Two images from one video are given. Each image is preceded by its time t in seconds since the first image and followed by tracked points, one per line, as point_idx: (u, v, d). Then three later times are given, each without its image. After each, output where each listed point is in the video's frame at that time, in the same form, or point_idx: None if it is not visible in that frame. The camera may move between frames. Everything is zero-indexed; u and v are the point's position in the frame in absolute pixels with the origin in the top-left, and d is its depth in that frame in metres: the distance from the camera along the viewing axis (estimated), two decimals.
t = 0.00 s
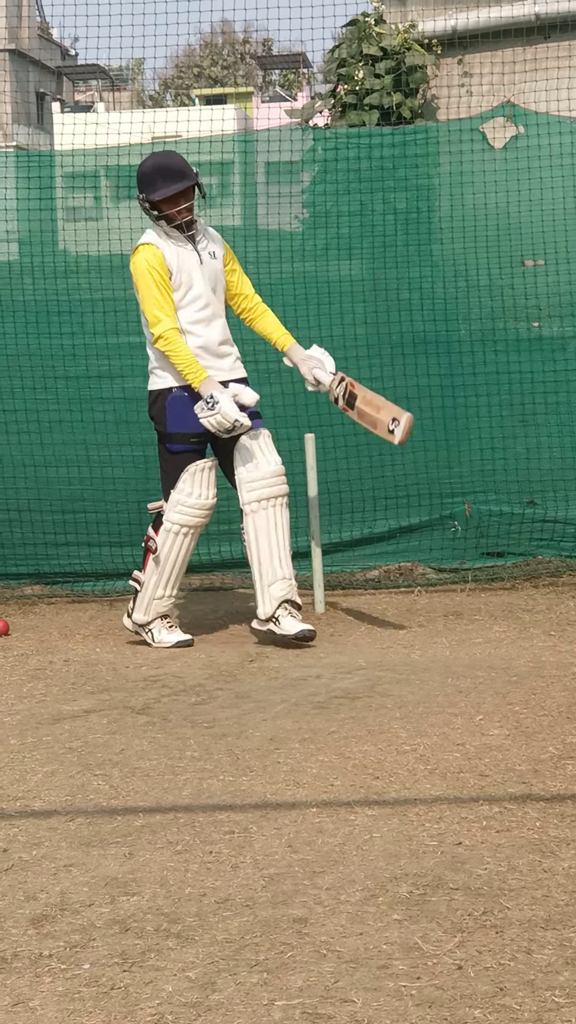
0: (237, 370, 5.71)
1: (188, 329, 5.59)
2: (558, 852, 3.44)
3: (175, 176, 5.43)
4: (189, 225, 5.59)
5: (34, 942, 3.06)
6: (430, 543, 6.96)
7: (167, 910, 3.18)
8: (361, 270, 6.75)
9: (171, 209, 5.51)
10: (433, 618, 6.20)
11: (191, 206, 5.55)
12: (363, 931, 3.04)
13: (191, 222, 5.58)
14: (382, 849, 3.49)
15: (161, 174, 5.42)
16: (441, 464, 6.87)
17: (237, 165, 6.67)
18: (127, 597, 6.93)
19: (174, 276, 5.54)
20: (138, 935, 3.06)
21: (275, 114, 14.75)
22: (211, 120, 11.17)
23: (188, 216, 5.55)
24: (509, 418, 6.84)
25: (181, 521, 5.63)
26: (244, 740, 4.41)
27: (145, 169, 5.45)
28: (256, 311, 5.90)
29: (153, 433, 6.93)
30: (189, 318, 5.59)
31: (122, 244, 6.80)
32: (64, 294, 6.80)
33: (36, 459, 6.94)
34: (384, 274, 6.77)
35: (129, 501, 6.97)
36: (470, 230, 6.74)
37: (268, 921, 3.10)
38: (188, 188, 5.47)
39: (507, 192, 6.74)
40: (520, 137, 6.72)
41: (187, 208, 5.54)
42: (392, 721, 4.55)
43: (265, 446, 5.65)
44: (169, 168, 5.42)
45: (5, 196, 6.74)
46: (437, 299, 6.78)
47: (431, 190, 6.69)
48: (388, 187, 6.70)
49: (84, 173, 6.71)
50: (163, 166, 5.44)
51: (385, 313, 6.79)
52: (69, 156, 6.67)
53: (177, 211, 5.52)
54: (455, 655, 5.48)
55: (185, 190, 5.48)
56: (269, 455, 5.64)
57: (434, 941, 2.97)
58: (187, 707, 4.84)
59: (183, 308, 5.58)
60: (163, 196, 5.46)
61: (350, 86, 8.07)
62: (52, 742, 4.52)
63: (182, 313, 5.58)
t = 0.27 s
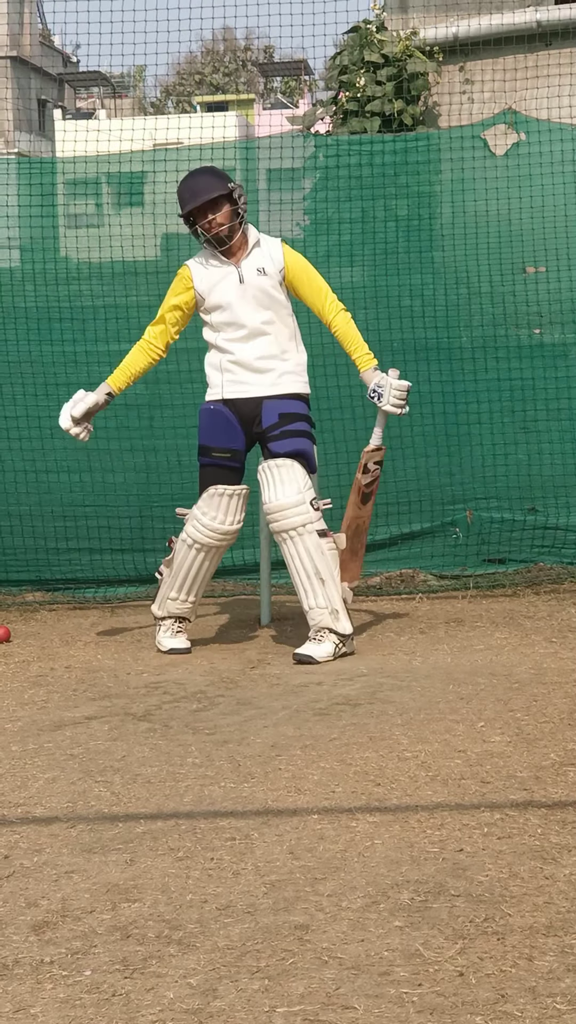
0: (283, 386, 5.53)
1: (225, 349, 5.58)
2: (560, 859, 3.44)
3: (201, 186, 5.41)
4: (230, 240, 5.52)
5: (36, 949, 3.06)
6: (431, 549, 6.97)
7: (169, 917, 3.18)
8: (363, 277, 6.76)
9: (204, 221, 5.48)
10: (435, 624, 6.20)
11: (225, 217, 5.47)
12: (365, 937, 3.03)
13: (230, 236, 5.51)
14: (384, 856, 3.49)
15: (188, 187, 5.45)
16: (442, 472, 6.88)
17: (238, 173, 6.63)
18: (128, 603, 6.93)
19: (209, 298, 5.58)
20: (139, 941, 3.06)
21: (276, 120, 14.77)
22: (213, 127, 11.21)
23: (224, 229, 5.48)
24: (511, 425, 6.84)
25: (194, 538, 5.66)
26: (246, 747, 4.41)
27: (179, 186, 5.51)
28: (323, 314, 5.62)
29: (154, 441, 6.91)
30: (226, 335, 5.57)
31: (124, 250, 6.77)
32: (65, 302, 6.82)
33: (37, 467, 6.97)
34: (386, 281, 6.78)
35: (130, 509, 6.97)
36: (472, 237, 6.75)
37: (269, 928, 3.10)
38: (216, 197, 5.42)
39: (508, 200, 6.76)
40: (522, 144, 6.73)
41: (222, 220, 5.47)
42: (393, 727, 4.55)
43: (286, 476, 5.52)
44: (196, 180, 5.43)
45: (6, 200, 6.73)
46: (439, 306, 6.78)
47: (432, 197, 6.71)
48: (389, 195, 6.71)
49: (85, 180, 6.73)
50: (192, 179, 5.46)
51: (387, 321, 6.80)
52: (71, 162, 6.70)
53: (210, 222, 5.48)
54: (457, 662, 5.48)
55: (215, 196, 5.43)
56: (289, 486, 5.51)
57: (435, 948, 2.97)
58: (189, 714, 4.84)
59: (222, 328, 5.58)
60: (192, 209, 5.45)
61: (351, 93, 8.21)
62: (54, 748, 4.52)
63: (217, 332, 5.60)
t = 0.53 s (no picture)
0: (313, 393, 5.44)
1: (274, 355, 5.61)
2: (563, 866, 3.44)
3: (244, 181, 5.38)
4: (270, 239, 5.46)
5: (40, 955, 3.06)
6: (435, 556, 6.98)
7: (172, 923, 3.18)
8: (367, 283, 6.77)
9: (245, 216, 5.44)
10: (438, 630, 6.20)
11: (265, 215, 5.41)
12: (369, 943, 3.04)
13: (269, 234, 5.44)
14: (387, 862, 3.49)
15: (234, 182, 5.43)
16: (446, 478, 6.89)
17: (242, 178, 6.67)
18: (132, 609, 6.93)
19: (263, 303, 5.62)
20: (143, 947, 3.06)
21: (278, 127, 14.79)
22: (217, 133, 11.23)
23: (263, 226, 5.42)
24: (514, 431, 6.84)
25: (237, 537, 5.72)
26: (249, 753, 4.41)
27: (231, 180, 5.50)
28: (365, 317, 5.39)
29: (158, 446, 6.92)
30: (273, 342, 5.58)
31: (127, 256, 6.79)
32: (69, 307, 6.83)
33: (41, 472, 6.97)
34: (389, 287, 6.79)
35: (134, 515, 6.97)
36: (475, 244, 6.75)
37: (273, 934, 3.10)
38: (256, 193, 5.36)
39: (512, 205, 6.75)
40: (525, 150, 6.72)
41: (263, 217, 5.41)
42: (397, 733, 4.55)
43: (313, 483, 5.46)
44: (242, 174, 5.40)
45: (11, 208, 6.80)
46: (442, 312, 6.79)
47: (436, 202, 6.72)
48: (393, 200, 6.73)
49: (89, 185, 6.68)
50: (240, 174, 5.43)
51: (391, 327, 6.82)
52: (74, 169, 6.67)
53: (250, 217, 5.43)
54: (460, 668, 5.48)
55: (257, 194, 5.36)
56: (311, 496, 5.47)
57: (439, 954, 2.98)
58: (192, 720, 4.84)
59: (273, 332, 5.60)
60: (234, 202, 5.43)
61: (355, 99, 8.20)
62: (57, 754, 4.52)
63: (270, 332, 5.63)
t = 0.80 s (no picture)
0: (320, 397, 5.50)
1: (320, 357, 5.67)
2: (568, 869, 3.44)
3: (281, 182, 5.42)
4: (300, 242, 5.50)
5: (45, 958, 3.06)
6: (439, 559, 6.97)
7: (177, 926, 3.18)
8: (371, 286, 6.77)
9: (278, 214, 5.49)
10: (443, 634, 6.20)
11: (297, 217, 5.44)
12: (374, 947, 3.04)
13: (299, 236, 5.48)
14: (392, 865, 3.49)
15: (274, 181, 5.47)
16: (450, 481, 6.89)
17: (247, 181, 6.66)
18: (136, 612, 6.94)
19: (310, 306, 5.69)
20: (149, 951, 3.06)
21: (283, 130, 14.79)
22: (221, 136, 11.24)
23: (294, 227, 5.46)
24: (519, 435, 6.84)
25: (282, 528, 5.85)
26: (254, 756, 4.41)
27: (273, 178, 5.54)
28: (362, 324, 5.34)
29: (162, 450, 6.93)
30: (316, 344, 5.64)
31: (131, 260, 6.81)
32: (73, 311, 6.84)
33: (46, 477, 6.98)
34: (394, 291, 6.80)
35: (138, 519, 6.98)
36: (480, 248, 6.76)
37: (278, 937, 3.10)
38: (291, 195, 5.40)
39: (517, 209, 6.76)
40: (530, 154, 6.71)
41: (295, 220, 5.45)
42: (402, 737, 4.55)
43: (320, 485, 5.49)
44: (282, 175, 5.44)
45: (16, 213, 6.71)
46: (447, 315, 6.80)
47: (441, 206, 6.72)
48: (398, 204, 6.72)
49: (94, 189, 6.66)
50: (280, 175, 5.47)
51: (396, 331, 6.83)
52: (80, 171, 6.62)
53: (282, 218, 5.48)
54: (465, 671, 5.49)
55: (290, 195, 5.40)
56: (314, 498, 5.51)
57: (444, 957, 2.98)
58: (197, 723, 4.84)
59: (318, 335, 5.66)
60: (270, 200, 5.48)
61: (360, 102, 8.10)
62: (62, 758, 4.52)
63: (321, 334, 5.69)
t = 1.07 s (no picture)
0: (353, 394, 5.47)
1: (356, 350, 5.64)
2: (574, 871, 3.43)
3: (321, 180, 5.30)
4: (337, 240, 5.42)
5: (50, 960, 3.06)
6: (445, 562, 6.97)
7: (182, 928, 3.18)
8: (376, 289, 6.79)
9: (317, 211, 5.37)
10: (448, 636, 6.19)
11: (338, 215, 5.35)
12: (379, 949, 3.03)
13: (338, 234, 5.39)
14: (397, 867, 3.49)
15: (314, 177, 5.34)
16: (455, 483, 6.90)
17: (251, 185, 6.63)
18: (141, 615, 6.93)
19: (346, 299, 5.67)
20: (153, 953, 3.06)
21: (287, 133, 14.81)
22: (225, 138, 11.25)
23: (334, 226, 5.37)
24: (524, 437, 6.84)
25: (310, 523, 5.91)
26: (259, 759, 4.41)
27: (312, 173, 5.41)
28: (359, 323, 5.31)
29: (167, 451, 6.94)
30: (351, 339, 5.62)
31: (136, 261, 6.81)
32: (78, 312, 6.84)
33: (51, 478, 6.98)
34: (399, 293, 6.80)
35: (143, 520, 6.98)
36: (485, 249, 6.75)
37: (283, 939, 3.10)
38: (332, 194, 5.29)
39: (522, 211, 6.73)
40: (536, 155, 6.69)
41: (335, 218, 5.36)
42: (407, 739, 4.55)
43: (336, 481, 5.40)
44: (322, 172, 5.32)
45: (20, 214, 6.77)
46: (452, 318, 6.80)
47: (445, 208, 6.72)
48: (402, 207, 6.73)
49: (99, 190, 6.69)
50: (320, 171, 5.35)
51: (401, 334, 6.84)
52: (84, 173, 6.67)
53: (323, 214, 5.36)
54: (471, 673, 5.48)
55: (333, 194, 5.29)
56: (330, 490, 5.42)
57: (449, 960, 2.97)
58: (202, 725, 4.84)
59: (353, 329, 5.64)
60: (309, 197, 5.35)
61: (365, 104, 8.20)
62: (67, 760, 4.53)
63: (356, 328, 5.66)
